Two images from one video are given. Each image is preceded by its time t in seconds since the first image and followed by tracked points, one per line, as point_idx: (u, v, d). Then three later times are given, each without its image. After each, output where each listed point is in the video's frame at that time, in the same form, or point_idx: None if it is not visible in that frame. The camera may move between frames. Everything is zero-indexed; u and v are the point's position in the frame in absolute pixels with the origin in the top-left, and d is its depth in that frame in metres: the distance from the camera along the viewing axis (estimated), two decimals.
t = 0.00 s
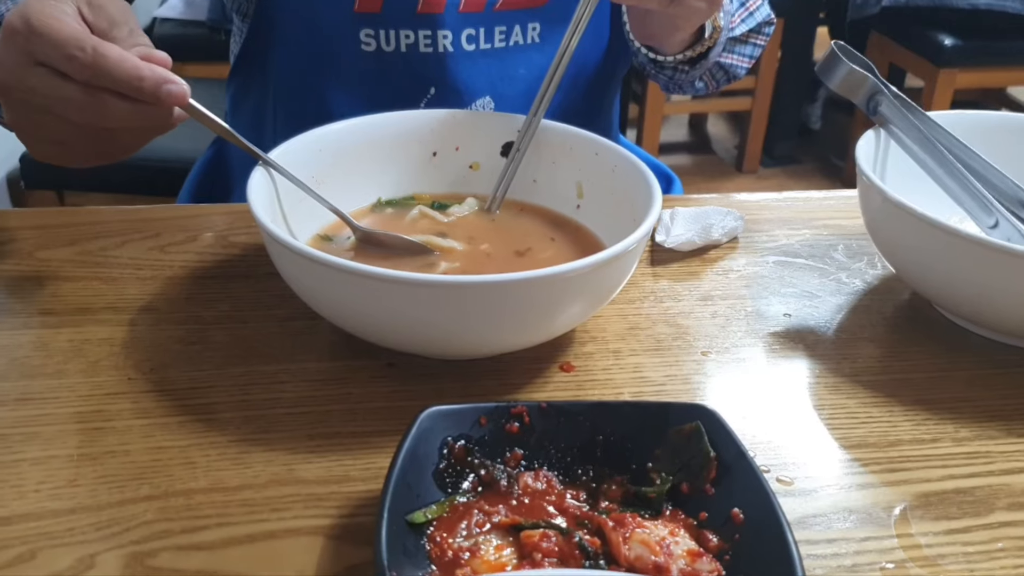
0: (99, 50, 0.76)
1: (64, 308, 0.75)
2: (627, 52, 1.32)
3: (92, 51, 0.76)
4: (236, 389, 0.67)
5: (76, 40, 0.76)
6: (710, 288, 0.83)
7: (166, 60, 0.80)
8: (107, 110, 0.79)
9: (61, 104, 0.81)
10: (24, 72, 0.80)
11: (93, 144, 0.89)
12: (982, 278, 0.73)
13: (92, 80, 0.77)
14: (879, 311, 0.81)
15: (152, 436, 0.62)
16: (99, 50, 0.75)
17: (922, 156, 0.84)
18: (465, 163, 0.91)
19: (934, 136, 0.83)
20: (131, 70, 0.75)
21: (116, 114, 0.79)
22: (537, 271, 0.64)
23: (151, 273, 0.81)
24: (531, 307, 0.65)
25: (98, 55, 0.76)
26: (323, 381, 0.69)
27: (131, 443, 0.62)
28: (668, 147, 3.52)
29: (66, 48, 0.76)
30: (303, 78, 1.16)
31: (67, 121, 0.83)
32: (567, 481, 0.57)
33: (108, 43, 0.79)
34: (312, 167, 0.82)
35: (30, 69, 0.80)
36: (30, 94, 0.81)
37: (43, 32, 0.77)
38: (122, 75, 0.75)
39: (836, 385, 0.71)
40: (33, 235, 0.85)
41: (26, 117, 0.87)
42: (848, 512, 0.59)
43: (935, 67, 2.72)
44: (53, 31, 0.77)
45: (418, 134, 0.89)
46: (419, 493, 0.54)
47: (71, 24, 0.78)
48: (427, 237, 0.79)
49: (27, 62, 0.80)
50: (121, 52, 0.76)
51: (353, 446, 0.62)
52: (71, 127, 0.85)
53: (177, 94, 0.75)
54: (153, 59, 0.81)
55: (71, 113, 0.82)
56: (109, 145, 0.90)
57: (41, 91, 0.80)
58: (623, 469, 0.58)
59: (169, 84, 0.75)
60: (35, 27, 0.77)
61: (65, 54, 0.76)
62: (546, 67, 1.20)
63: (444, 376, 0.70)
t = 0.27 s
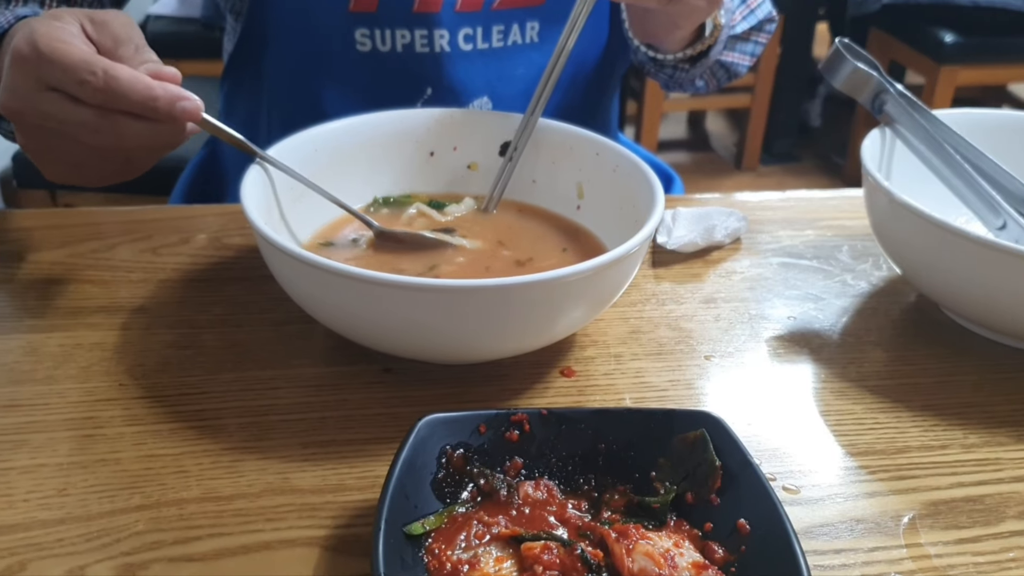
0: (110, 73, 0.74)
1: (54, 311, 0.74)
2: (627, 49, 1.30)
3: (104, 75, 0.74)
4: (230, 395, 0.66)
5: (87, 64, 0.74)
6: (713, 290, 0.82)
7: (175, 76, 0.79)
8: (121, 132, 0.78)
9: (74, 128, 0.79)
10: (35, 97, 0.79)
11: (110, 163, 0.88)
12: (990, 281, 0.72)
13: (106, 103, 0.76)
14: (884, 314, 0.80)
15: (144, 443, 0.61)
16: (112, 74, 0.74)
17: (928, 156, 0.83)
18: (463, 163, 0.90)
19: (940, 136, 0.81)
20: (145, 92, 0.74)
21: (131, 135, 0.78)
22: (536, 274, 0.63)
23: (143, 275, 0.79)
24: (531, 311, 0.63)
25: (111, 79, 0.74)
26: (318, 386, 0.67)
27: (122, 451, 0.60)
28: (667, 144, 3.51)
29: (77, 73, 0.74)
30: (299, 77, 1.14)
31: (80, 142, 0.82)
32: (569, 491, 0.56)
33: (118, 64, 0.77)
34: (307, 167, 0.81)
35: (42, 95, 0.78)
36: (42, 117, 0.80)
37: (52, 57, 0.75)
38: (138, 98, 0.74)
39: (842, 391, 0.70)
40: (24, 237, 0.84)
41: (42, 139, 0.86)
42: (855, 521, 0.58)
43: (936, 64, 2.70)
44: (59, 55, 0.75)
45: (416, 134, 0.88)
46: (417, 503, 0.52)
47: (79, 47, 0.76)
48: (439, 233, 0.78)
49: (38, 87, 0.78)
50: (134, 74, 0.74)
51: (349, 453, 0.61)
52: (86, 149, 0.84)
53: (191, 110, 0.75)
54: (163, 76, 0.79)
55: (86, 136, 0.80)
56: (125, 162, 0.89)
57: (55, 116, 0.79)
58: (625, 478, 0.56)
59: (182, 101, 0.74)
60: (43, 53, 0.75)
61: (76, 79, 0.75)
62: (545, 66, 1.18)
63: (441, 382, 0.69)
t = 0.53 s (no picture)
0: (111, 83, 0.74)
1: (46, 312, 0.73)
2: (621, 48, 1.30)
3: (106, 85, 0.74)
4: (221, 395, 0.66)
5: (89, 75, 0.74)
6: (706, 290, 0.82)
7: (175, 80, 0.78)
8: (128, 141, 0.78)
9: (81, 139, 0.80)
10: (43, 111, 0.79)
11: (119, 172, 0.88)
12: (981, 282, 0.72)
13: (112, 114, 0.76)
14: (876, 314, 0.80)
15: (135, 444, 0.61)
16: (114, 84, 0.74)
17: (921, 156, 0.84)
18: (456, 163, 0.90)
19: (932, 136, 0.82)
20: (149, 100, 0.73)
21: (138, 144, 0.79)
22: (528, 275, 0.63)
23: (136, 276, 0.79)
24: (524, 312, 0.63)
25: (113, 90, 0.74)
26: (311, 387, 0.67)
27: (113, 451, 0.60)
28: (662, 144, 3.51)
29: (80, 86, 0.74)
30: (293, 78, 1.14)
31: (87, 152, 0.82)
32: (560, 491, 0.56)
33: (119, 73, 0.77)
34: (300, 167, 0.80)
35: (48, 108, 0.79)
36: (49, 129, 0.80)
37: (54, 70, 0.75)
38: (142, 106, 0.73)
39: (835, 391, 0.70)
40: (16, 237, 0.84)
41: (51, 152, 0.87)
42: (846, 522, 0.58)
43: (930, 65, 2.71)
44: (60, 67, 0.75)
45: (408, 134, 0.88)
46: (408, 505, 0.52)
47: (79, 58, 0.76)
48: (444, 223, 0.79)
49: (44, 102, 0.79)
50: (136, 83, 0.74)
51: (341, 454, 0.61)
52: (95, 159, 0.85)
53: (194, 114, 0.73)
54: (163, 81, 0.78)
55: (96, 146, 0.81)
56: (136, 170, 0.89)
57: (62, 128, 0.79)
58: (617, 479, 0.56)
59: (186, 106, 0.73)
60: (45, 67, 0.75)
61: (79, 91, 0.75)
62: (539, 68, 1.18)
63: (434, 382, 0.69)
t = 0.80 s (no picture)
0: (114, 83, 0.74)
1: (45, 312, 0.74)
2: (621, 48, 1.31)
3: (110, 86, 0.74)
4: (220, 395, 0.66)
5: (91, 76, 0.74)
6: (703, 291, 0.82)
7: (176, 77, 0.78)
8: (134, 140, 0.79)
9: (87, 141, 0.80)
10: (48, 115, 0.79)
11: (127, 174, 0.88)
12: (977, 282, 0.72)
13: (117, 114, 0.76)
14: (874, 314, 0.80)
15: (133, 444, 0.61)
16: (118, 84, 0.73)
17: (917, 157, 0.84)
18: (454, 164, 0.90)
19: (929, 136, 0.82)
20: (153, 99, 0.73)
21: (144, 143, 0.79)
22: (526, 275, 0.63)
23: (134, 276, 0.79)
24: (521, 312, 0.63)
25: (117, 90, 0.74)
26: (309, 387, 0.67)
27: (112, 451, 0.60)
28: (660, 145, 3.52)
29: (83, 87, 0.74)
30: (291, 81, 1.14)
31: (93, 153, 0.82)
32: (557, 491, 0.56)
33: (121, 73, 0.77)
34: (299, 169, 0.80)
35: (53, 111, 0.79)
36: (54, 132, 0.81)
37: (57, 73, 0.75)
38: (147, 105, 0.74)
39: (832, 391, 0.70)
40: (16, 237, 0.84)
41: (58, 157, 0.86)
42: (843, 521, 0.58)
43: (928, 65, 2.71)
44: (63, 69, 0.75)
45: (406, 135, 0.88)
46: (406, 504, 0.52)
47: (81, 60, 0.76)
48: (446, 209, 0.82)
49: (48, 105, 0.79)
50: (139, 82, 0.74)
51: (339, 453, 0.61)
52: (101, 161, 0.84)
53: (198, 110, 0.74)
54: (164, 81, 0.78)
55: (101, 148, 0.81)
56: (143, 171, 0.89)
57: (68, 131, 0.79)
58: (614, 478, 0.56)
59: (189, 103, 0.74)
60: (48, 70, 0.75)
61: (82, 93, 0.75)
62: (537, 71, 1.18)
63: (432, 382, 0.69)
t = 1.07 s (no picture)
0: (124, 91, 0.74)
1: (46, 313, 0.74)
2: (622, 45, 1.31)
3: (120, 94, 0.74)
4: (221, 396, 0.66)
5: (102, 85, 0.75)
6: (703, 291, 0.82)
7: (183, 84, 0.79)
8: (143, 147, 0.79)
9: (96, 148, 0.80)
10: (57, 122, 0.80)
11: (135, 178, 0.89)
12: (977, 282, 0.72)
13: (127, 121, 0.76)
14: (873, 314, 0.80)
15: (135, 444, 0.61)
16: (129, 93, 0.74)
17: (916, 158, 0.84)
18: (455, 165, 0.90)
19: (928, 137, 0.82)
20: (164, 106, 0.74)
21: (153, 150, 0.79)
22: (527, 275, 0.63)
23: (135, 277, 0.79)
24: (521, 312, 0.63)
25: (127, 98, 0.75)
26: (311, 387, 0.67)
27: (114, 451, 0.60)
28: (658, 146, 3.52)
29: (93, 96, 0.75)
30: (292, 81, 1.14)
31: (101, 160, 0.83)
32: (558, 490, 0.56)
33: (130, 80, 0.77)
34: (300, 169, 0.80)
35: (62, 118, 0.79)
36: (63, 139, 0.81)
37: (66, 81, 0.75)
38: (157, 113, 0.75)
39: (832, 391, 0.70)
40: (17, 238, 0.84)
41: (67, 163, 0.87)
42: (842, 521, 0.58)
43: (927, 66, 2.72)
44: (73, 77, 0.75)
45: (406, 136, 0.88)
46: (407, 504, 0.52)
47: (91, 68, 0.76)
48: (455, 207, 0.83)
49: (56, 112, 0.79)
50: (150, 90, 0.75)
51: (340, 454, 0.61)
52: (110, 166, 0.85)
53: (206, 118, 0.75)
54: (172, 87, 0.79)
55: (109, 155, 0.81)
56: (150, 176, 0.89)
57: (77, 138, 0.80)
58: (615, 478, 0.57)
59: (198, 109, 0.75)
60: (57, 78, 0.75)
61: (92, 101, 0.75)
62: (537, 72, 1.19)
63: (433, 382, 0.69)
